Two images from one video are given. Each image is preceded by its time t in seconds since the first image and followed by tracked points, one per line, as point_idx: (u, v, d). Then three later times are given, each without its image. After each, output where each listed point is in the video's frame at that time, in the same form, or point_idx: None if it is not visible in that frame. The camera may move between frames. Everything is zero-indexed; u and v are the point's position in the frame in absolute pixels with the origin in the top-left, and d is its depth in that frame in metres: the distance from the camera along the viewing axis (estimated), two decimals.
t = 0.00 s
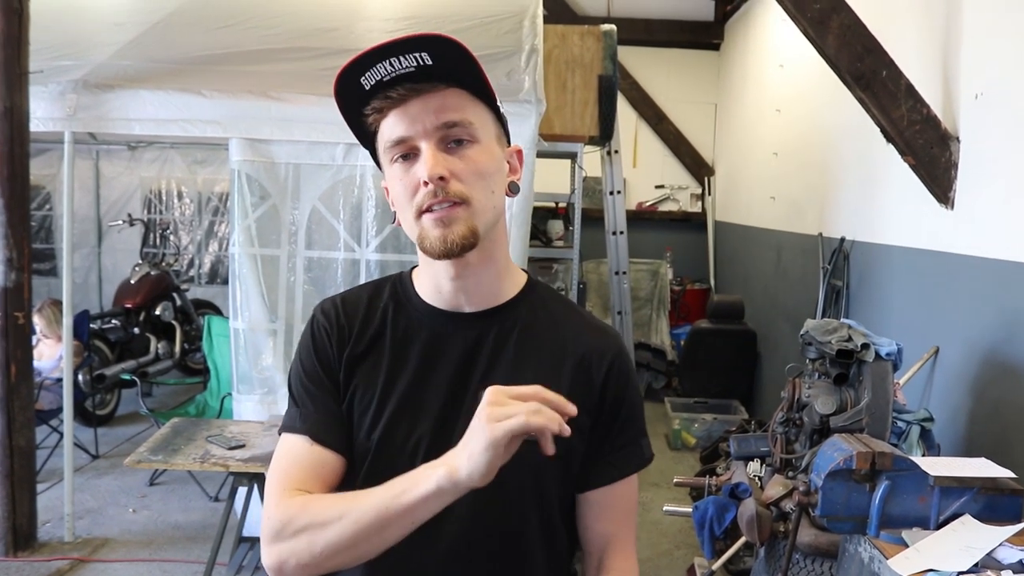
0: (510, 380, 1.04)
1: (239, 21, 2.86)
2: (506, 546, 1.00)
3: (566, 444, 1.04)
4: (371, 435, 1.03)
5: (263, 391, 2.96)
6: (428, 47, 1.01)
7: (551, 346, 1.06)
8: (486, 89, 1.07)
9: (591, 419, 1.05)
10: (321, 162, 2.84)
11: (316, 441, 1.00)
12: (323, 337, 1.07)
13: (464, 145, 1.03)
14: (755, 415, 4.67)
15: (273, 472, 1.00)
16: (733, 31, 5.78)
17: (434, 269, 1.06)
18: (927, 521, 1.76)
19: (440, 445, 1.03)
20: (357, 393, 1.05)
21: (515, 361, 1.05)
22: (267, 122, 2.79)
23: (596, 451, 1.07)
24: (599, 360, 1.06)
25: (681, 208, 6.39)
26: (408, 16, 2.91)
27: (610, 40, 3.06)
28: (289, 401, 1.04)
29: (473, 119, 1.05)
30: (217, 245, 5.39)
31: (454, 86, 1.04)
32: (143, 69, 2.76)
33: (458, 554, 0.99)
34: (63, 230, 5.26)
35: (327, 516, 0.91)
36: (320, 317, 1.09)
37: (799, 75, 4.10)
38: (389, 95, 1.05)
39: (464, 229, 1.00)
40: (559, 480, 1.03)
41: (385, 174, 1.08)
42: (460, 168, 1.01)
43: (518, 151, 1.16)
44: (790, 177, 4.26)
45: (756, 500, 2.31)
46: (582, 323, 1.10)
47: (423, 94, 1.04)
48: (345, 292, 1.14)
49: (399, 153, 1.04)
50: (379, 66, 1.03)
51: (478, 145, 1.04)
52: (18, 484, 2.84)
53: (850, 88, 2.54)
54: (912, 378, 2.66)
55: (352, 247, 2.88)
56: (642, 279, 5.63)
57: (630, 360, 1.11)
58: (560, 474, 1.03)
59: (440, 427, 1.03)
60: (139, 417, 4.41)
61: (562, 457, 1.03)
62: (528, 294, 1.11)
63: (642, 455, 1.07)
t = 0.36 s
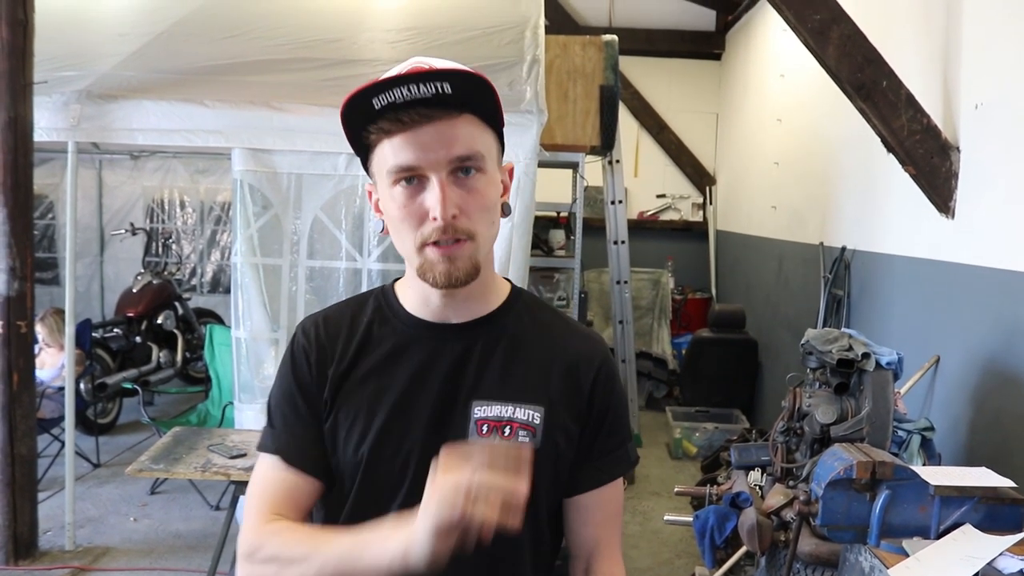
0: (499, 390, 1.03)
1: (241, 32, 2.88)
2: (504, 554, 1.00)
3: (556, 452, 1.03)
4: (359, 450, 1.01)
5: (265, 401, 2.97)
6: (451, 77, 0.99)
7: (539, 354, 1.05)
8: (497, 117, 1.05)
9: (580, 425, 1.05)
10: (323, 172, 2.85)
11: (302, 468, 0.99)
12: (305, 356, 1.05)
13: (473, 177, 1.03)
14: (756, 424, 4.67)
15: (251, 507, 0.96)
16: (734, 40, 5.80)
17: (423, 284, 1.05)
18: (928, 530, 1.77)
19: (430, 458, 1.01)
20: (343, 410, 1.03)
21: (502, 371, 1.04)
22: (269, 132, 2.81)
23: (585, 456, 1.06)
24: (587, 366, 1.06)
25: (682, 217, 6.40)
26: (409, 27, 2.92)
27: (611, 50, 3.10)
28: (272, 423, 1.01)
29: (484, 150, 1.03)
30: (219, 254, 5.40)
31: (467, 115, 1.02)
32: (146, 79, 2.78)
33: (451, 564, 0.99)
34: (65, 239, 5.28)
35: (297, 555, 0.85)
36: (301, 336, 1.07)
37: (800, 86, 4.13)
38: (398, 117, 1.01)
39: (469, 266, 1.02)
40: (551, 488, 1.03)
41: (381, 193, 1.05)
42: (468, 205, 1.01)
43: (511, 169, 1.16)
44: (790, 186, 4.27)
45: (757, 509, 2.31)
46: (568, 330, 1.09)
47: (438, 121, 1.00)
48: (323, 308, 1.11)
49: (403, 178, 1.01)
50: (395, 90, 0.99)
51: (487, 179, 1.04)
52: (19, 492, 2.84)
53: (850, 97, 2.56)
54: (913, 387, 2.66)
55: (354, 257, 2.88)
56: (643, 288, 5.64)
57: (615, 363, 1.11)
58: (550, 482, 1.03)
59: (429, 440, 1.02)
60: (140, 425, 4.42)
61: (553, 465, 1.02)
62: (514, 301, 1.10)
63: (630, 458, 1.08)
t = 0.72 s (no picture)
0: (488, 398, 1.02)
1: (241, 34, 2.88)
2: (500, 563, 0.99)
3: (551, 459, 1.01)
4: (346, 458, 1.01)
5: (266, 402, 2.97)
6: (468, 82, 0.99)
7: (529, 360, 1.04)
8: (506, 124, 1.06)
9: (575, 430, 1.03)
10: (323, 173, 2.86)
11: (284, 476, 1.07)
12: (293, 365, 1.06)
13: (477, 182, 1.03)
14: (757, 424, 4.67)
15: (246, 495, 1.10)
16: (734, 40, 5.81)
17: (415, 284, 1.05)
18: (928, 529, 1.77)
19: (418, 466, 1.01)
20: (329, 418, 1.04)
21: (492, 378, 1.03)
22: (268, 134, 2.82)
23: (583, 462, 1.04)
24: (580, 370, 1.04)
25: (682, 217, 6.41)
26: (409, 28, 2.93)
27: (611, 50, 3.12)
28: (264, 429, 1.07)
29: (492, 156, 1.04)
30: (220, 255, 5.40)
31: (477, 119, 1.02)
32: (146, 81, 2.79)
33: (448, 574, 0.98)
34: (66, 241, 5.28)
35: None
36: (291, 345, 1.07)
37: (799, 86, 4.13)
38: (410, 116, 1.00)
39: (469, 272, 1.02)
40: (546, 495, 1.01)
41: (380, 191, 1.05)
42: (473, 209, 1.01)
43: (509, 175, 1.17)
44: (791, 186, 4.28)
45: (757, 509, 2.31)
46: (561, 334, 1.07)
47: (450, 122, 1.00)
48: (314, 314, 1.12)
49: (406, 179, 1.01)
50: (411, 89, 0.98)
51: (492, 185, 1.04)
52: (20, 494, 2.84)
53: (849, 96, 2.56)
54: (913, 387, 2.67)
55: (354, 258, 2.89)
56: (644, 288, 5.65)
57: (611, 365, 1.08)
58: (545, 489, 1.01)
59: (417, 448, 1.01)
60: (142, 427, 4.42)
61: (547, 472, 1.01)
62: (507, 304, 1.09)
63: (628, 461, 1.05)
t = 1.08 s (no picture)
0: (484, 395, 1.02)
1: (244, 36, 2.88)
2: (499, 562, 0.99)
3: (549, 457, 1.01)
4: (342, 455, 1.01)
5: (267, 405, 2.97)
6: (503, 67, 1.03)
7: (527, 358, 1.04)
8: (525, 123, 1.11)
9: (573, 427, 1.03)
10: (326, 175, 2.86)
11: (278, 475, 1.08)
12: (289, 363, 1.07)
13: (494, 168, 1.05)
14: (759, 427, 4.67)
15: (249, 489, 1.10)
16: (736, 43, 5.81)
17: (420, 264, 1.04)
18: (930, 533, 1.77)
19: (414, 464, 1.01)
20: (324, 415, 1.04)
21: (488, 375, 1.03)
22: (270, 136, 2.82)
23: (582, 459, 1.04)
24: (577, 366, 1.04)
25: (684, 220, 6.41)
26: (411, 30, 2.93)
27: (614, 53, 3.12)
28: (262, 426, 1.08)
29: (509, 148, 1.07)
30: (222, 256, 5.41)
31: (501, 110, 1.06)
32: (149, 82, 2.79)
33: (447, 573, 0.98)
34: (68, 242, 5.29)
35: None
36: (287, 344, 1.08)
37: (801, 89, 4.13)
38: (442, 91, 1.04)
39: (477, 253, 1.03)
40: (545, 493, 1.01)
41: (398, 164, 1.06)
42: (489, 193, 1.03)
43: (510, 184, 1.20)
44: (793, 189, 4.27)
45: (759, 512, 2.31)
46: (559, 332, 1.07)
47: (478, 104, 1.04)
48: (310, 312, 1.12)
49: (427, 153, 1.03)
50: (450, 62, 1.02)
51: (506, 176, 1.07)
52: (22, 495, 2.84)
53: (851, 100, 2.57)
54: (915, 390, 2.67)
55: (356, 260, 2.89)
56: (645, 291, 5.65)
57: (609, 362, 1.09)
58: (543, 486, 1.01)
59: (413, 446, 1.01)
60: (143, 428, 4.43)
61: (546, 469, 1.01)
62: (503, 303, 1.09)
63: (628, 458, 1.05)
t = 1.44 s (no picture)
0: (473, 392, 1.00)
1: (245, 29, 2.87)
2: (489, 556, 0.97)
3: (538, 455, 0.99)
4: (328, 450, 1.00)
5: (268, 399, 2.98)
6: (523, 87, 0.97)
7: (518, 355, 1.02)
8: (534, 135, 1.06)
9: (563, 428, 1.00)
10: (327, 170, 2.87)
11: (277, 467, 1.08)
12: (286, 358, 1.07)
13: (502, 186, 1.01)
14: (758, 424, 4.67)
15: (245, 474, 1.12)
16: (739, 40, 5.80)
17: (418, 279, 1.01)
18: (929, 530, 1.78)
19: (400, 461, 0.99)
20: (315, 410, 1.03)
21: (478, 372, 1.01)
22: (271, 131, 2.84)
23: (574, 460, 1.01)
24: (569, 365, 1.02)
25: (685, 217, 6.40)
26: (413, 25, 2.91)
27: (616, 49, 3.11)
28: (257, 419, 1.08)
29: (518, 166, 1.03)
30: (223, 251, 5.41)
31: (514, 126, 1.01)
32: (151, 77, 2.79)
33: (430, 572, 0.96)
34: (68, 236, 5.28)
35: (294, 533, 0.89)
36: (285, 338, 1.08)
37: (803, 86, 4.12)
38: (455, 108, 0.97)
39: (477, 277, 1.00)
40: (533, 493, 0.98)
41: (401, 173, 1.00)
42: (496, 215, 0.99)
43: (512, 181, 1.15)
44: (795, 186, 4.26)
45: (759, 508, 2.31)
46: (554, 330, 1.05)
47: (494, 123, 0.98)
48: (309, 306, 1.12)
49: (435, 170, 0.97)
50: (468, 81, 0.95)
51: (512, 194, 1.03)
52: (22, 488, 2.85)
53: (853, 97, 2.56)
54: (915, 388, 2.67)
55: (357, 255, 2.89)
56: (646, 287, 5.64)
57: (602, 361, 1.06)
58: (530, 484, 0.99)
59: (399, 443, 0.99)
60: (144, 422, 4.44)
61: (535, 469, 0.99)
62: (498, 299, 1.07)
63: (622, 462, 1.01)
